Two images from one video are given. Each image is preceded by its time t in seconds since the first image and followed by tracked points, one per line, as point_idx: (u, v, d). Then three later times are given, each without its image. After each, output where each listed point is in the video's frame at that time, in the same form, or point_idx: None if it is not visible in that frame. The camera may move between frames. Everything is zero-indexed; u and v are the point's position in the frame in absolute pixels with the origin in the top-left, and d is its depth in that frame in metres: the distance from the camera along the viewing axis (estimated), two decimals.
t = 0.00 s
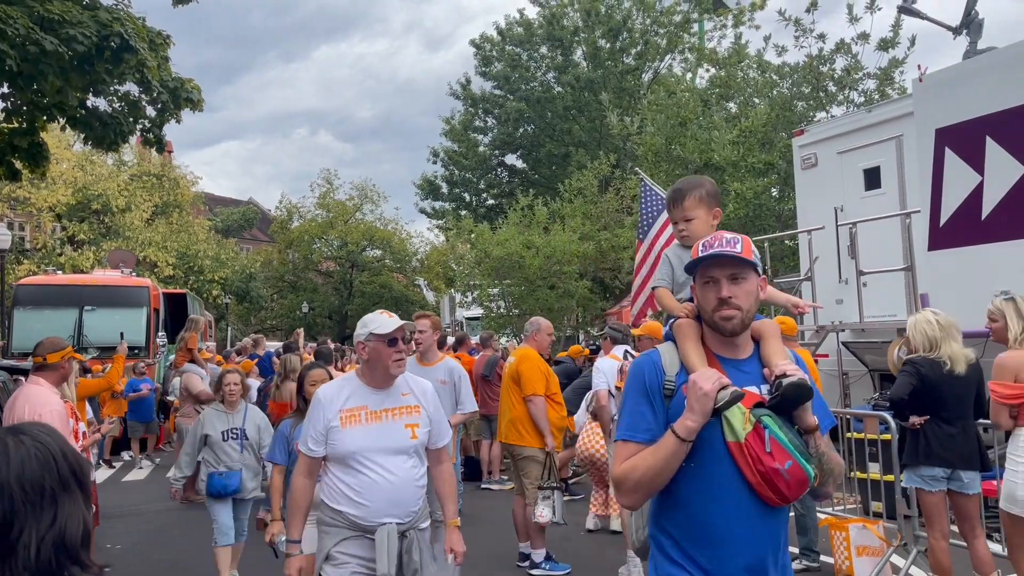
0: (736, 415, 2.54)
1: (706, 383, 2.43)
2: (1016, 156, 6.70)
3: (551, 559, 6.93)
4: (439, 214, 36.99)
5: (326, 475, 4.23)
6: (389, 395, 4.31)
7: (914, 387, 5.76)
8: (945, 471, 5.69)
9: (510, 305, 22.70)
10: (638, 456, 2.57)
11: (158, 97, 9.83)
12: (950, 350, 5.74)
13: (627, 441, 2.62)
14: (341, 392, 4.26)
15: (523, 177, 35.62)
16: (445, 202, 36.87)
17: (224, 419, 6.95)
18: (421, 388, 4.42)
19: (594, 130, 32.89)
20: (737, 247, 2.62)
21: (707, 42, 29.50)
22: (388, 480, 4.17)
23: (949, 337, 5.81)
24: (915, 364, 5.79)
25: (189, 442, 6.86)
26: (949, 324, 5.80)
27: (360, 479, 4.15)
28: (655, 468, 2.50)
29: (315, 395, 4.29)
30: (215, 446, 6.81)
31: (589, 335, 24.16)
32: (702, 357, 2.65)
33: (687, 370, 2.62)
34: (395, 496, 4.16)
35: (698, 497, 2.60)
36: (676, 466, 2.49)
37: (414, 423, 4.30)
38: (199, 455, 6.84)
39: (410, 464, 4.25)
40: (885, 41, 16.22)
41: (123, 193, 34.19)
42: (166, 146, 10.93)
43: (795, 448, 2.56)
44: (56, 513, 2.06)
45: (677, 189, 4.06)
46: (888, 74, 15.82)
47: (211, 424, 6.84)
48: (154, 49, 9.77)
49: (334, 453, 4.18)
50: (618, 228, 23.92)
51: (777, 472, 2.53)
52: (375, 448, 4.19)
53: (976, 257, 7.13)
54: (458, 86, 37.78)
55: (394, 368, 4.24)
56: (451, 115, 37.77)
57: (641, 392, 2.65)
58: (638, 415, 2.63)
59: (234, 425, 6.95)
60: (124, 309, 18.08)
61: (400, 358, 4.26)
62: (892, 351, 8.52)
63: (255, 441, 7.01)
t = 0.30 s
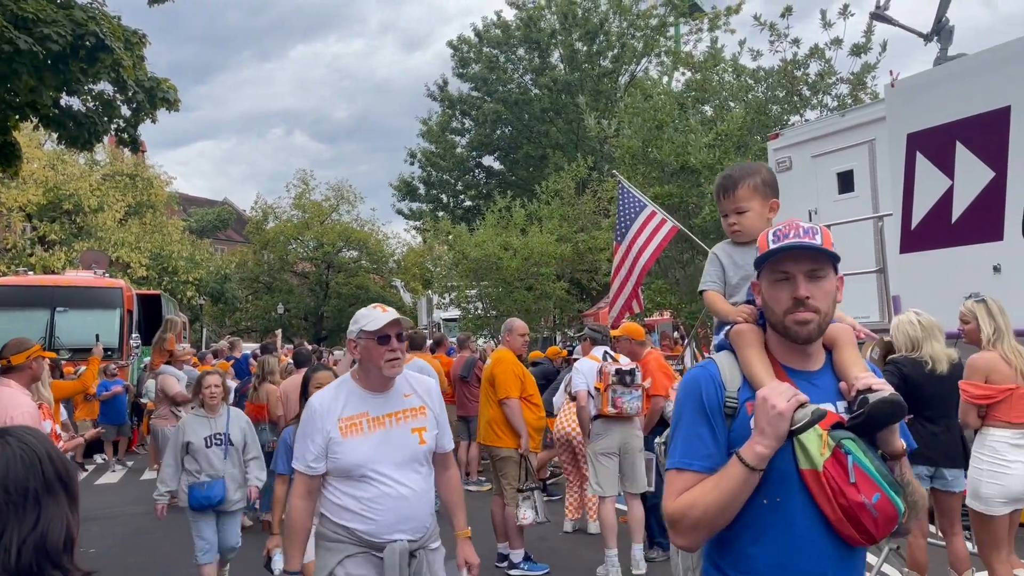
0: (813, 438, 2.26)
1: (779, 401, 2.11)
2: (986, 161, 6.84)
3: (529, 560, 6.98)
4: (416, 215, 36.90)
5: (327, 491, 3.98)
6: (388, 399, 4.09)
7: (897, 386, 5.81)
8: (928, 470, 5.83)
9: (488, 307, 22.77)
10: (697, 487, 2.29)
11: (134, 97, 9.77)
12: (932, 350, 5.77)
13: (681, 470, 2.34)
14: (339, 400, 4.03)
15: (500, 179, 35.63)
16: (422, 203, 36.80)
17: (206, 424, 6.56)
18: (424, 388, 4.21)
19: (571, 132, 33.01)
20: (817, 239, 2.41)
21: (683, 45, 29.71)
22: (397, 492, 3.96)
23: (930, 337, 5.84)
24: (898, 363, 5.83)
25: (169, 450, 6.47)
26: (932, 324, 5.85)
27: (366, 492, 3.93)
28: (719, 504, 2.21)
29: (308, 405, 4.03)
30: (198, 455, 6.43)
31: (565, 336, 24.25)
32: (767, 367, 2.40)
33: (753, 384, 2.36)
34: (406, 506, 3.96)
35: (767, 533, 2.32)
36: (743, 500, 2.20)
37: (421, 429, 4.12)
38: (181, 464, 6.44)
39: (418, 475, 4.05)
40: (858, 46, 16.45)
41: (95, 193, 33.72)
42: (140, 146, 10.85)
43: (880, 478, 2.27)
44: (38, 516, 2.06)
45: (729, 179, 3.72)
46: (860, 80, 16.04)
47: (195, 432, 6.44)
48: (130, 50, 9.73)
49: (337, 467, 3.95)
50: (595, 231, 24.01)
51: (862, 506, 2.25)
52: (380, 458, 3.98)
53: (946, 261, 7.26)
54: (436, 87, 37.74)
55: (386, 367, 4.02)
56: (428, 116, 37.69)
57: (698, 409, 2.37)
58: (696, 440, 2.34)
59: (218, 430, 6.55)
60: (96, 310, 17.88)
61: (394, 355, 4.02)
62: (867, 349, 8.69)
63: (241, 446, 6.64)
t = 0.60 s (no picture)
0: (930, 448, 1.93)
1: (902, 399, 1.77)
2: (961, 164, 6.91)
3: (510, 562, 6.97)
4: (395, 215, 36.77)
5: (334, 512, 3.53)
6: (400, 409, 3.68)
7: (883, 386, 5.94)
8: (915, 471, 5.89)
9: (467, 307, 22.82)
10: (790, 501, 1.86)
11: (109, 95, 9.66)
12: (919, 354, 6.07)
13: (770, 481, 1.90)
14: (346, 409, 3.59)
15: (480, 179, 35.55)
16: (401, 204, 36.68)
17: (193, 433, 6.24)
18: (436, 395, 3.81)
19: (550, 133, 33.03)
20: (952, 200, 1.97)
21: (662, 47, 29.85)
22: (413, 511, 3.58)
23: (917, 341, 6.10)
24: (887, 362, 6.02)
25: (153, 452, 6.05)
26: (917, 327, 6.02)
27: (379, 513, 3.53)
28: (821, 521, 1.81)
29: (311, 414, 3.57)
30: (182, 464, 6.06)
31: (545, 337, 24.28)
32: (877, 358, 1.96)
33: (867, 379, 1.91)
34: (421, 526, 3.59)
35: (873, 556, 1.92)
36: (850, 517, 1.81)
37: (436, 441, 3.72)
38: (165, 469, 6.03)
39: (433, 492, 3.67)
40: (835, 49, 16.58)
41: (69, 192, 33.28)
42: (116, 145, 10.73)
43: (1009, 496, 1.90)
44: (3, 521, 2.02)
45: (801, 128, 3.08)
46: (838, 82, 16.18)
47: (180, 441, 6.13)
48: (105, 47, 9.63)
49: (346, 484, 3.51)
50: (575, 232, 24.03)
51: (992, 531, 1.87)
52: (392, 472, 3.56)
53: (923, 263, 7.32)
54: (415, 87, 37.63)
55: (395, 373, 3.60)
56: (407, 116, 37.57)
57: (789, 402, 1.93)
58: (788, 443, 1.90)
59: (205, 441, 6.21)
60: (69, 311, 17.63)
61: (405, 360, 3.62)
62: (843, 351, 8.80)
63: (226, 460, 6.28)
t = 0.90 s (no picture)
0: None
1: None
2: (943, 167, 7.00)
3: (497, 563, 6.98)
4: (381, 216, 36.72)
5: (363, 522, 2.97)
6: (448, 405, 3.05)
7: (873, 386, 6.01)
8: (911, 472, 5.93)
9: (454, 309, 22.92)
10: None
11: (93, 95, 9.60)
12: (912, 352, 5.96)
13: (979, 546, 1.46)
14: (384, 400, 3.01)
15: (467, 181, 35.51)
16: (387, 205, 36.63)
17: (190, 433, 5.66)
18: (492, 392, 3.19)
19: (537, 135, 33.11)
20: None
21: (649, 50, 29.99)
22: (457, 528, 2.96)
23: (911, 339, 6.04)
24: (876, 363, 6.05)
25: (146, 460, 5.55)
26: (912, 327, 6.06)
27: (417, 526, 2.92)
28: None
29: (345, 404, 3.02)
30: (178, 469, 5.53)
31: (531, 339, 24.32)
32: None
33: None
34: (464, 547, 2.96)
35: None
36: None
37: (489, 445, 3.09)
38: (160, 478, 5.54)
39: (482, 505, 3.04)
40: (819, 53, 16.72)
41: (52, 192, 32.99)
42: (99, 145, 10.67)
43: None
44: None
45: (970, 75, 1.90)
46: (822, 86, 16.31)
47: (177, 442, 5.58)
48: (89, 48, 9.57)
49: (378, 489, 2.93)
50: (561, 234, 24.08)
51: None
52: (435, 479, 2.95)
53: (906, 266, 7.39)
54: (402, 89, 37.61)
55: (443, 362, 2.98)
56: (393, 118, 37.53)
57: (998, 438, 1.48)
58: (1001, 497, 1.46)
59: (200, 441, 5.63)
60: (51, 313, 17.47)
61: (455, 348, 3.02)
62: (825, 353, 8.90)
63: (227, 462, 5.70)
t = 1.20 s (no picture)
0: None
1: None
2: (932, 169, 7.05)
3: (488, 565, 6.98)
4: (372, 218, 36.64)
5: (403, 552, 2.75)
6: (502, 423, 2.79)
7: (864, 390, 6.02)
8: (902, 475, 5.94)
9: (445, 310, 22.95)
10: None
11: (82, 96, 9.55)
12: (900, 355, 5.99)
13: None
14: (430, 418, 2.76)
15: (458, 183, 35.46)
16: (378, 207, 36.56)
17: (185, 449, 5.41)
18: (552, 410, 2.91)
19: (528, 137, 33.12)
20: None
21: (640, 52, 30.07)
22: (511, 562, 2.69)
23: (898, 343, 6.03)
24: (868, 367, 6.05)
25: (139, 479, 5.30)
26: (899, 329, 6.04)
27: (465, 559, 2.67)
28: None
29: (386, 418, 2.79)
30: (172, 487, 5.30)
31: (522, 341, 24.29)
32: None
33: None
34: None
35: None
36: None
37: (548, 470, 2.81)
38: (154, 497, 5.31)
39: (539, 535, 2.77)
40: (809, 56, 16.78)
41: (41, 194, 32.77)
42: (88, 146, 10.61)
43: None
44: None
45: None
46: (812, 89, 16.37)
47: (172, 459, 5.33)
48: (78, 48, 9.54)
49: (421, 516, 2.69)
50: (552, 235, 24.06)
51: None
52: (486, 506, 2.70)
53: (895, 267, 7.42)
54: (393, 91, 37.56)
55: (501, 377, 2.71)
56: (384, 119, 37.45)
57: None
58: None
59: (198, 457, 5.39)
60: (39, 315, 17.35)
61: (514, 359, 2.74)
62: (815, 355, 8.94)
63: (228, 479, 5.45)
